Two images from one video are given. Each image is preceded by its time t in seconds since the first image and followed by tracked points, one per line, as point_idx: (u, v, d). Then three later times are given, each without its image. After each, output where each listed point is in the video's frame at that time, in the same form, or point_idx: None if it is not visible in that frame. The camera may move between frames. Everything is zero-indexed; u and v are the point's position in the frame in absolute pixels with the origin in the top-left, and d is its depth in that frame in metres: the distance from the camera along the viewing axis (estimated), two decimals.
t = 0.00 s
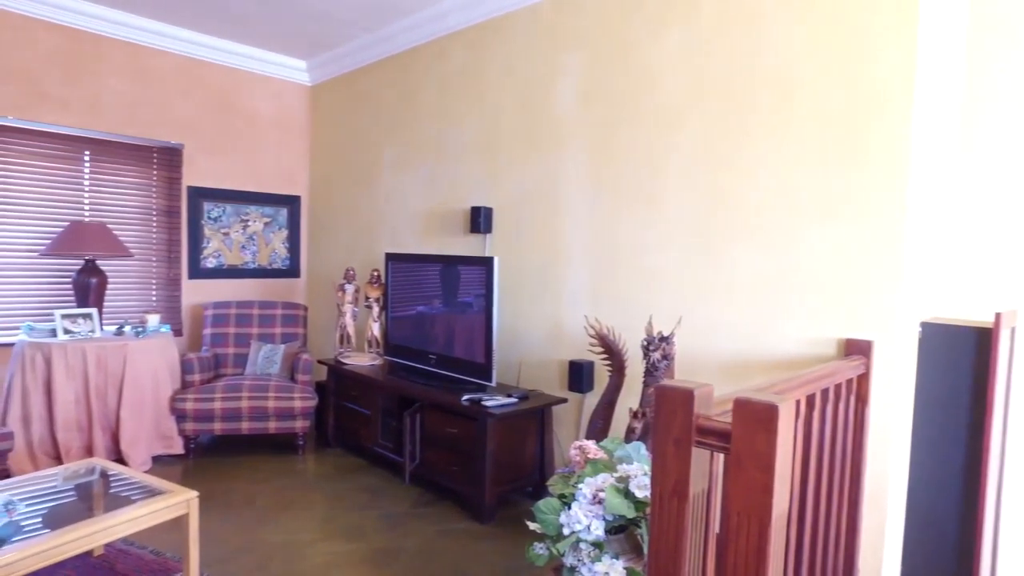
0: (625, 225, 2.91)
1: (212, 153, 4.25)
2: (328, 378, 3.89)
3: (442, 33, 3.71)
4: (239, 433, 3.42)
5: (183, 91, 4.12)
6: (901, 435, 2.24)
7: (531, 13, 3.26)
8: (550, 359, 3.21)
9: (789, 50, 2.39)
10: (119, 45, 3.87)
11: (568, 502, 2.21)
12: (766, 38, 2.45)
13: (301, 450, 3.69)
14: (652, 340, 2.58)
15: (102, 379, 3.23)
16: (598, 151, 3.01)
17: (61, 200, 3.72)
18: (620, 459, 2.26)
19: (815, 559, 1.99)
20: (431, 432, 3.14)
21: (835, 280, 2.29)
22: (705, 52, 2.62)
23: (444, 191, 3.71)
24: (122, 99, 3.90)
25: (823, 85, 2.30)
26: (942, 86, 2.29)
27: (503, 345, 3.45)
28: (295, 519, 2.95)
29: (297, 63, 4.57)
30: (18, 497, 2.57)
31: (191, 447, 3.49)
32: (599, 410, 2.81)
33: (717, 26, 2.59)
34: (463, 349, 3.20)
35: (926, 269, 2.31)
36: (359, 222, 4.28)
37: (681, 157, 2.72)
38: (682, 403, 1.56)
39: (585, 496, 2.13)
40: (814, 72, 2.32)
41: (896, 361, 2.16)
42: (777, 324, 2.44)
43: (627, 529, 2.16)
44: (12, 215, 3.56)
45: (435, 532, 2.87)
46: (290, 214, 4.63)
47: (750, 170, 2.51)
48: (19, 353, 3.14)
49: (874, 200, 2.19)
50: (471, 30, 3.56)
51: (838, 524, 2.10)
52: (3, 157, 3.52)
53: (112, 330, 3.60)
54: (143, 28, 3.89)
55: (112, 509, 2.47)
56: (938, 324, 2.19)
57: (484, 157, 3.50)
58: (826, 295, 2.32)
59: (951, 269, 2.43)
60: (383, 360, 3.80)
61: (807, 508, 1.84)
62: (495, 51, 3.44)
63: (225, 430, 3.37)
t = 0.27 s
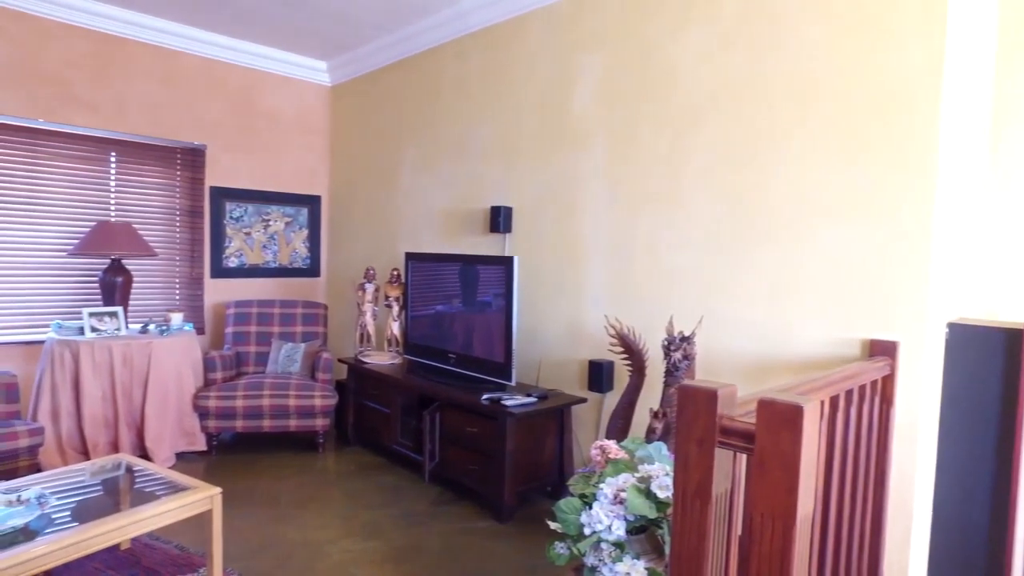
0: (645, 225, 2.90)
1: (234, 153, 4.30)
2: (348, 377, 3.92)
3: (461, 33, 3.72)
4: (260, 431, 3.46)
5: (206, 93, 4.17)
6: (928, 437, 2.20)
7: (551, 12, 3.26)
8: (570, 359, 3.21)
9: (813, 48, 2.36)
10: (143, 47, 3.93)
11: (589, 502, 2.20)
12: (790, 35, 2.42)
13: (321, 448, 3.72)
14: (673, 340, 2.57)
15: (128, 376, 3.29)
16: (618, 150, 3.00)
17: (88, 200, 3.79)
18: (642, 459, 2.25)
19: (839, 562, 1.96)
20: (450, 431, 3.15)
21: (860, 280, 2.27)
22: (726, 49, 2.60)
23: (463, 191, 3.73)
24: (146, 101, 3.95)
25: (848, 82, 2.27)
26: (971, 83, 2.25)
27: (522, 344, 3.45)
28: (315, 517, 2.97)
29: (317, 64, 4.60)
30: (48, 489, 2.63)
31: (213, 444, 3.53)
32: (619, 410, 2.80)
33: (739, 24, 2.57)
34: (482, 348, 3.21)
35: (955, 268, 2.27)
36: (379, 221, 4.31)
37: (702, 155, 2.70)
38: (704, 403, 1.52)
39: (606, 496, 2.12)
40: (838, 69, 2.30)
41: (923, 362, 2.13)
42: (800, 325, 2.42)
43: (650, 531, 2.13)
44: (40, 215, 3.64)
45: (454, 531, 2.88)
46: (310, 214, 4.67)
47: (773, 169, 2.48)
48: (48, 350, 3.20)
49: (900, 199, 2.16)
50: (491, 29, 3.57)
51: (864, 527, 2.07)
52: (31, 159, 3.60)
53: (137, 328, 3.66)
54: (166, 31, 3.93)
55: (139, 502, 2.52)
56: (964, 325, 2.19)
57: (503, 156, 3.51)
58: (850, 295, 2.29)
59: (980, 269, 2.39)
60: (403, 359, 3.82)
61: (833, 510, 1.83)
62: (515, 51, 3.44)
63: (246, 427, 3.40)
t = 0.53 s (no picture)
0: (665, 225, 2.89)
1: (255, 154, 4.34)
2: (367, 376, 3.94)
3: (480, 33, 3.73)
4: (281, 429, 3.49)
5: (227, 94, 4.21)
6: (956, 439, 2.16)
7: (570, 12, 3.26)
8: (589, 359, 3.21)
9: (836, 45, 2.34)
10: (166, 50, 3.98)
11: (609, 503, 2.20)
12: (813, 32, 2.40)
13: (341, 447, 3.74)
14: (693, 341, 2.56)
15: (152, 374, 3.35)
16: (638, 149, 2.99)
17: (113, 201, 3.86)
18: (663, 459, 2.24)
19: (864, 566, 1.94)
20: (469, 430, 3.17)
21: (885, 280, 2.24)
22: (748, 47, 2.59)
23: (482, 190, 3.74)
24: (169, 102, 4.00)
25: (872, 79, 2.25)
26: (1001, 79, 2.22)
27: (542, 344, 3.45)
28: (335, 514, 3.00)
29: (337, 65, 4.64)
30: (76, 485, 2.68)
31: (235, 441, 3.57)
32: (639, 410, 2.79)
33: (762, 21, 2.55)
34: (500, 348, 3.22)
35: (983, 268, 2.23)
36: (398, 221, 4.33)
37: (724, 154, 2.68)
38: (726, 402, 1.47)
39: (626, 497, 2.11)
40: (862, 67, 2.27)
41: (950, 363, 2.09)
42: (823, 325, 2.39)
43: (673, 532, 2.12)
44: (67, 215, 3.70)
45: (473, 530, 2.89)
46: (330, 213, 4.70)
47: (796, 168, 2.46)
48: (75, 348, 3.26)
49: (926, 198, 2.13)
50: (510, 29, 3.57)
51: (889, 530, 2.04)
52: (58, 160, 3.67)
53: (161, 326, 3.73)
54: (188, 34, 3.98)
55: (165, 499, 2.55)
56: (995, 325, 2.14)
57: (522, 156, 3.51)
58: (874, 295, 2.26)
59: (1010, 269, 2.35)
60: (422, 358, 3.83)
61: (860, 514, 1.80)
62: (534, 50, 3.44)
63: (267, 425, 3.44)
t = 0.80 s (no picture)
0: (686, 225, 2.88)
1: (275, 155, 4.38)
2: (387, 375, 3.97)
3: (499, 33, 3.74)
4: (302, 428, 3.52)
5: (249, 96, 4.26)
6: (984, 443, 2.13)
7: (591, 11, 3.26)
8: (609, 359, 3.21)
9: (861, 43, 2.32)
10: (189, 52, 4.03)
11: (630, 503, 2.18)
12: (838, 30, 2.38)
13: (360, 445, 3.77)
14: (714, 341, 2.55)
15: (175, 372, 3.41)
16: (659, 150, 2.99)
17: (137, 202, 3.92)
18: (685, 461, 2.23)
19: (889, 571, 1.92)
20: (489, 430, 3.18)
21: (910, 280, 2.21)
22: (770, 46, 2.57)
23: (501, 190, 3.74)
24: (192, 104, 4.05)
25: (897, 77, 2.23)
26: None
27: (562, 344, 3.46)
28: (354, 513, 3.02)
29: (357, 66, 4.67)
30: (104, 480, 2.73)
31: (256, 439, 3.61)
32: (659, 411, 2.79)
33: (784, 19, 2.53)
34: (519, 348, 3.23)
35: (1013, 269, 2.19)
36: (417, 221, 4.36)
37: (746, 154, 2.66)
38: (749, 403, 1.44)
39: (648, 497, 2.10)
40: (887, 65, 2.25)
41: (977, 366, 2.06)
42: (845, 327, 2.37)
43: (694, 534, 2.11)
44: (93, 216, 3.78)
45: (492, 529, 2.89)
46: (350, 213, 4.73)
47: (819, 167, 2.44)
48: (102, 346, 3.34)
49: (953, 197, 2.11)
50: (530, 30, 3.58)
51: (914, 535, 2.01)
52: (85, 162, 3.75)
53: (184, 325, 3.77)
54: (210, 36, 4.03)
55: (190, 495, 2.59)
56: None
57: (542, 156, 3.52)
58: (899, 296, 2.24)
59: None
60: (441, 358, 3.85)
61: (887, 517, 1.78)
62: (554, 51, 3.45)
63: (288, 424, 3.47)
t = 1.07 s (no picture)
0: (707, 225, 2.87)
1: (296, 156, 4.42)
2: (407, 374, 3.99)
3: (519, 33, 3.75)
4: (322, 426, 3.55)
5: (270, 97, 4.30)
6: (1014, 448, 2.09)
7: (611, 11, 3.25)
8: (629, 360, 3.21)
9: (886, 40, 2.29)
10: (212, 55, 4.08)
11: (651, 504, 2.18)
12: (863, 27, 2.35)
13: (380, 444, 3.80)
14: (736, 342, 2.53)
15: (198, 370, 3.46)
16: (680, 149, 2.98)
17: (161, 203, 3.98)
18: (706, 462, 2.22)
19: None
20: (508, 430, 3.19)
21: (936, 282, 2.18)
22: (794, 44, 2.55)
23: (520, 190, 3.75)
24: (214, 106, 4.10)
25: (924, 75, 2.20)
26: None
27: (582, 344, 3.46)
28: (374, 512, 3.04)
29: (376, 67, 4.69)
30: (130, 476, 2.78)
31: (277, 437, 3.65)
32: (679, 411, 2.78)
33: (807, 17, 2.51)
34: (538, 347, 3.24)
35: None
36: (437, 221, 4.38)
37: (768, 154, 2.65)
38: (772, 404, 1.43)
39: (669, 498, 2.10)
40: (914, 63, 2.22)
41: (1005, 368, 2.03)
42: (869, 328, 2.35)
43: (715, 536, 2.09)
44: (119, 216, 3.84)
45: (511, 529, 2.90)
46: (369, 214, 4.77)
47: (843, 166, 2.42)
48: (127, 344, 3.40)
49: (981, 197, 2.08)
50: (549, 29, 3.58)
51: (941, 540, 1.98)
52: (112, 163, 3.82)
53: (206, 324, 3.81)
54: (232, 39, 4.08)
55: (214, 491, 2.62)
56: None
57: (561, 156, 3.52)
58: (925, 296, 2.21)
59: None
60: (461, 357, 3.86)
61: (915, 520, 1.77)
62: (574, 51, 3.44)
63: (308, 422, 3.50)
